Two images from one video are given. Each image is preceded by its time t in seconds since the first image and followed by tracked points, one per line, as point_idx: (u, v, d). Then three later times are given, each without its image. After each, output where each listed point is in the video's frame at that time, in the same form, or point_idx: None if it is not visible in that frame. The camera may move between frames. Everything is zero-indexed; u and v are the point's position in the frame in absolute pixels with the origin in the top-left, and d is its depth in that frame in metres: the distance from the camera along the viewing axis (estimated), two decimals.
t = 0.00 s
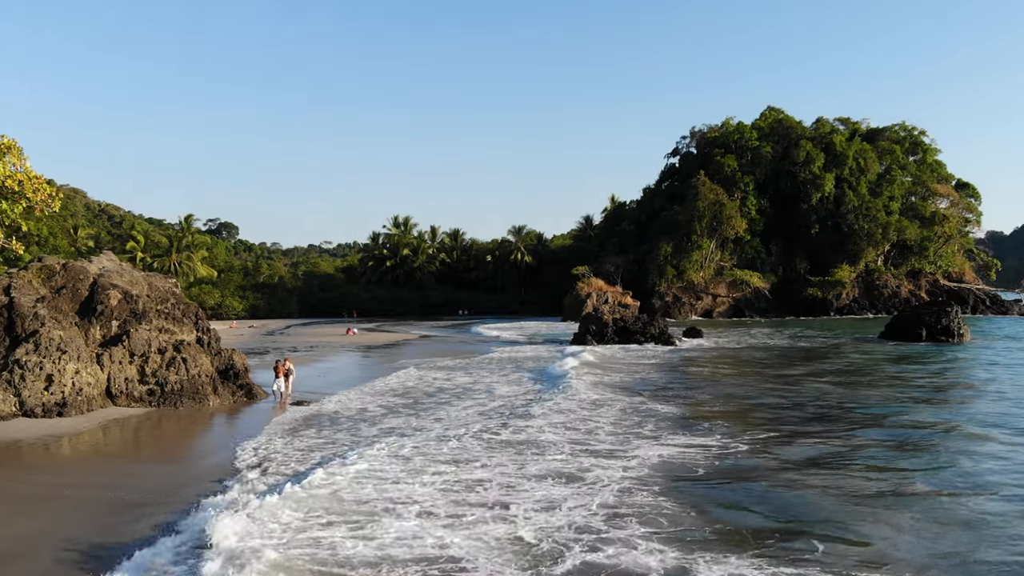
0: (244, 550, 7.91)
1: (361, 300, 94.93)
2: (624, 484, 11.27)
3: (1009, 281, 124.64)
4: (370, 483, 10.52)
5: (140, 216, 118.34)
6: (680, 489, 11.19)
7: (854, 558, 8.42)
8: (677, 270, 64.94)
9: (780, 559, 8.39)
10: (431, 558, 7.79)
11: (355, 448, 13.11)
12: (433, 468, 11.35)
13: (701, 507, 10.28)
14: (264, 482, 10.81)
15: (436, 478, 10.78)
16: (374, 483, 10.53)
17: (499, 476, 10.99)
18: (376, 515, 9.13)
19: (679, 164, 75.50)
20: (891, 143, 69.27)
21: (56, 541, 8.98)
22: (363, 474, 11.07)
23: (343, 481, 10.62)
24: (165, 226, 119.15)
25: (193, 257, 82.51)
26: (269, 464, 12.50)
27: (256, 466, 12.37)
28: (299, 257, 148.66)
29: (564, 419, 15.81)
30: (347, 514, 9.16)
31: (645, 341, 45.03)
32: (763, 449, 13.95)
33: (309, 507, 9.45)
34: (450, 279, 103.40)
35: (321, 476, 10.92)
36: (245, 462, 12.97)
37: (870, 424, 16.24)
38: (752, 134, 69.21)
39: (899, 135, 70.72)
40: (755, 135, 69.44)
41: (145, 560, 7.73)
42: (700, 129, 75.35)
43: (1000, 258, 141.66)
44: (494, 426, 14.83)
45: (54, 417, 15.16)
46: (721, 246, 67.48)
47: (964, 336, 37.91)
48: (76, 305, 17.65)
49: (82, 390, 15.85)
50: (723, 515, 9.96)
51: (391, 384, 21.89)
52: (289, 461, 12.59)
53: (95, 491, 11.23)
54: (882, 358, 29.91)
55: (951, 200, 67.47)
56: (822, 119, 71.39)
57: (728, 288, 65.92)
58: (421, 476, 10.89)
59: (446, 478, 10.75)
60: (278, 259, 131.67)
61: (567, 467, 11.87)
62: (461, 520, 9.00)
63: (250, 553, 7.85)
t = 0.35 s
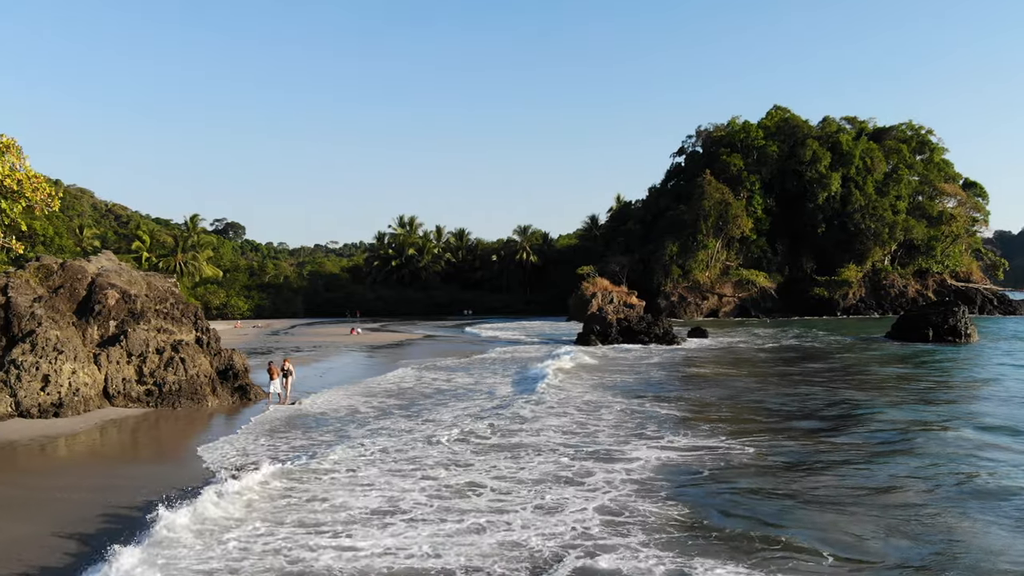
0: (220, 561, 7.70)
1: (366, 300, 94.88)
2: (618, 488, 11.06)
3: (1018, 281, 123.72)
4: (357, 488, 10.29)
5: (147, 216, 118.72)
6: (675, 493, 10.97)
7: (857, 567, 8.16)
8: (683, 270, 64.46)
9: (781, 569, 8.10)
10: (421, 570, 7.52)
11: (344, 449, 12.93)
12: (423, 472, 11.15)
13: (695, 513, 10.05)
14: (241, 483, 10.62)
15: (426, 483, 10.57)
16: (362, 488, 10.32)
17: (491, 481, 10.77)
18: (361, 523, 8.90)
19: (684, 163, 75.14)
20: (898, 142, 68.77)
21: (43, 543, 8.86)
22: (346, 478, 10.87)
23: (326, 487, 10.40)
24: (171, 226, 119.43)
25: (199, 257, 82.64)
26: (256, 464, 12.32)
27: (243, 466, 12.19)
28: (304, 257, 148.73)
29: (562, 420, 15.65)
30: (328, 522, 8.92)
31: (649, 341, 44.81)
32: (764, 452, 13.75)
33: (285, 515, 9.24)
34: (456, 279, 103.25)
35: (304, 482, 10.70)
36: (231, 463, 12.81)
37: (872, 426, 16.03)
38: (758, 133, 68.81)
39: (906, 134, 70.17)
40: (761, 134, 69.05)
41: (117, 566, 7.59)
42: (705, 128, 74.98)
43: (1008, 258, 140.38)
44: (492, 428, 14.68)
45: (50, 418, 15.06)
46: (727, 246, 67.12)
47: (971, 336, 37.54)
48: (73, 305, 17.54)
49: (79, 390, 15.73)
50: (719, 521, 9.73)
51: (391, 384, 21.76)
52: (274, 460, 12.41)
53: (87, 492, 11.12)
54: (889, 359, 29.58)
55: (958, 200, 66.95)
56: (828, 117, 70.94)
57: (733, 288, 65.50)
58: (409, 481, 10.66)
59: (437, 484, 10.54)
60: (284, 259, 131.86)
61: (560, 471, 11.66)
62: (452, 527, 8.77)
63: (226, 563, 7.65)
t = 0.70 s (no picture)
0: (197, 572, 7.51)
1: (371, 300, 94.79)
2: (615, 493, 10.83)
3: None
4: (346, 494, 10.07)
5: (154, 216, 118.93)
6: (672, 497, 10.74)
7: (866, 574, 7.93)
8: (689, 270, 64.11)
9: None
10: None
11: (335, 451, 12.75)
12: (416, 476, 10.96)
13: (692, 519, 9.81)
14: (223, 489, 10.40)
15: (417, 488, 10.36)
16: (352, 493, 10.09)
17: (485, 486, 10.55)
18: (349, 531, 8.65)
19: (690, 163, 74.78)
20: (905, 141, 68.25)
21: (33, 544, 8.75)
22: (333, 483, 10.65)
23: (314, 493, 10.18)
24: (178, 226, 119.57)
25: (204, 257, 82.80)
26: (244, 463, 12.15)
27: (230, 465, 12.02)
28: (311, 257, 148.90)
29: (560, 422, 15.46)
30: (314, 530, 8.68)
31: (653, 342, 44.53)
32: (766, 455, 13.54)
33: (266, 522, 9.01)
34: (460, 279, 103.08)
35: (290, 488, 10.46)
36: (218, 462, 12.65)
37: (877, 428, 15.78)
38: (764, 132, 68.47)
39: (913, 133, 69.62)
40: (767, 133, 68.72)
41: None
42: (711, 128, 74.63)
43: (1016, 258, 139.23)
44: (489, 430, 14.49)
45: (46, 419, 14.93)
46: (733, 246, 66.76)
47: (978, 336, 37.20)
48: (71, 304, 17.42)
49: (76, 391, 15.61)
50: (719, 526, 9.50)
51: (391, 384, 21.62)
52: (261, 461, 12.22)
53: (80, 493, 11.02)
54: (896, 360, 29.28)
55: (966, 199, 66.45)
56: (834, 117, 70.52)
57: (739, 288, 64.89)
58: (399, 487, 10.43)
59: (428, 489, 10.32)
60: (290, 259, 131.79)
61: (557, 475, 11.45)
62: (445, 535, 8.54)
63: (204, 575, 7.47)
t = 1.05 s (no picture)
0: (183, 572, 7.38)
1: (376, 300, 94.77)
2: (610, 497, 10.60)
3: None
4: (333, 498, 9.84)
5: (161, 216, 119.29)
6: (668, 502, 10.49)
7: None
8: (694, 270, 63.80)
9: None
10: None
11: (326, 454, 12.57)
12: (407, 480, 10.76)
13: (689, 525, 9.55)
14: (205, 494, 10.17)
15: (408, 492, 10.14)
16: (339, 498, 9.86)
17: (477, 491, 10.33)
18: (335, 538, 8.40)
19: (696, 162, 74.45)
20: (913, 141, 67.74)
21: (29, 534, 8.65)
22: (318, 487, 10.44)
23: (300, 497, 9.95)
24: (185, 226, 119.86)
25: (210, 257, 82.96)
26: (233, 464, 11.98)
27: (220, 466, 11.84)
28: (318, 257, 149.10)
29: (559, 425, 15.28)
30: (298, 536, 8.43)
31: (657, 342, 44.24)
32: (767, 459, 13.31)
33: (246, 527, 8.77)
34: (466, 279, 102.95)
35: (275, 492, 10.23)
36: (207, 461, 12.50)
37: (881, 430, 15.55)
38: (771, 131, 68.10)
39: (920, 132, 69.09)
40: (774, 132, 68.36)
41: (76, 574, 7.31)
42: (717, 127, 74.27)
43: None
44: (487, 433, 14.31)
45: (42, 420, 14.82)
46: (739, 246, 66.46)
47: (985, 336, 36.84)
48: (68, 305, 17.33)
49: (72, 392, 15.50)
50: (716, 533, 9.25)
51: (390, 385, 21.46)
52: (250, 463, 12.03)
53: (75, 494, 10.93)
54: (901, 361, 28.96)
55: (974, 198, 65.93)
56: (842, 116, 70.12)
57: (746, 288, 64.52)
58: (388, 491, 10.20)
59: (419, 494, 10.09)
60: (296, 259, 131.92)
61: (552, 479, 11.23)
62: (434, 543, 8.30)
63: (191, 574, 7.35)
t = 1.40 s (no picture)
0: None
1: (382, 300, 94.72)
2: (604, 503, 10.30)
3: None
4: (318, 503, 9.53)
5: (168, 216, 119.62)
6: (664, 509, 10.17)
7: None
8: (700, 270, 63.50)
9: None
10: None
11: (317, 456, 12.37)
12: (394, 484, 10.50)
13: (684, 533, 9.24)
14: (184, 497, 9.87)
15: (395, 498, 9.87)
16: (325, 502, 9.58)
17: (466, 497, 10.05)
18: (319, 545, 8.07)
19: (702, 161, 74.12)
20: (920, 140, 67.22)
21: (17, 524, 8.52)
22: (301, 490, 10.15)
23: (283, 501, 9.63)
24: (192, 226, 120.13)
25: (216, 257, 83.04)
26: (221, 466, 11.76)
27: (206, 469, 11.63)
28: (325, 257, 149.18)
29: (557, 428, 15.01)
30: (279, 542, 8.10)
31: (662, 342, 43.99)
32: (768, 463, 13.04)
33: (224, 531, 8.45)
34: (472, 279, 102.82)
35: (257, 495, 9.95)
36: (193, 461, 12.32)
37: (885, 434, 15.26)
38: (777, 131, 67.77)
39: (928, 131, 68.61)
40: (780, 132, 68.03)
41: None
42: (723, 126, 73.88)
43: None
44: (483, 436, 14.08)
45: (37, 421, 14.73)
46: (745, 245, 66.16)
47: (993, 336, 36.42)
48: (65, 305, 17.25)
49: (69, 393, 15.41)
50: (713, 542, 8.92)
51: (389, 385, 21.28)
52: (236, 466, 11.79)
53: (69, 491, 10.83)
54: (908, 362, 28.65)
55: (982, 198, 65.37)
56: (848, 115, 69.74)
57: (752, 288, 64.03)
58: (375, 496, 9.91)
59: (406, 499, 9.80)
60: (303, 259, 132.03)
61: (545, 484, 10.96)
62: (420, 552, 7.99)
63: None
